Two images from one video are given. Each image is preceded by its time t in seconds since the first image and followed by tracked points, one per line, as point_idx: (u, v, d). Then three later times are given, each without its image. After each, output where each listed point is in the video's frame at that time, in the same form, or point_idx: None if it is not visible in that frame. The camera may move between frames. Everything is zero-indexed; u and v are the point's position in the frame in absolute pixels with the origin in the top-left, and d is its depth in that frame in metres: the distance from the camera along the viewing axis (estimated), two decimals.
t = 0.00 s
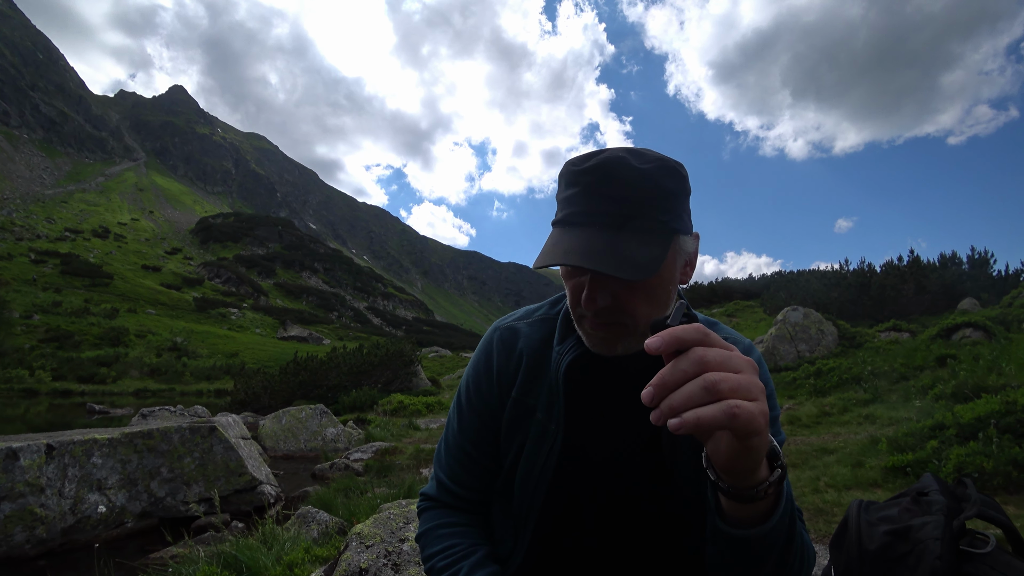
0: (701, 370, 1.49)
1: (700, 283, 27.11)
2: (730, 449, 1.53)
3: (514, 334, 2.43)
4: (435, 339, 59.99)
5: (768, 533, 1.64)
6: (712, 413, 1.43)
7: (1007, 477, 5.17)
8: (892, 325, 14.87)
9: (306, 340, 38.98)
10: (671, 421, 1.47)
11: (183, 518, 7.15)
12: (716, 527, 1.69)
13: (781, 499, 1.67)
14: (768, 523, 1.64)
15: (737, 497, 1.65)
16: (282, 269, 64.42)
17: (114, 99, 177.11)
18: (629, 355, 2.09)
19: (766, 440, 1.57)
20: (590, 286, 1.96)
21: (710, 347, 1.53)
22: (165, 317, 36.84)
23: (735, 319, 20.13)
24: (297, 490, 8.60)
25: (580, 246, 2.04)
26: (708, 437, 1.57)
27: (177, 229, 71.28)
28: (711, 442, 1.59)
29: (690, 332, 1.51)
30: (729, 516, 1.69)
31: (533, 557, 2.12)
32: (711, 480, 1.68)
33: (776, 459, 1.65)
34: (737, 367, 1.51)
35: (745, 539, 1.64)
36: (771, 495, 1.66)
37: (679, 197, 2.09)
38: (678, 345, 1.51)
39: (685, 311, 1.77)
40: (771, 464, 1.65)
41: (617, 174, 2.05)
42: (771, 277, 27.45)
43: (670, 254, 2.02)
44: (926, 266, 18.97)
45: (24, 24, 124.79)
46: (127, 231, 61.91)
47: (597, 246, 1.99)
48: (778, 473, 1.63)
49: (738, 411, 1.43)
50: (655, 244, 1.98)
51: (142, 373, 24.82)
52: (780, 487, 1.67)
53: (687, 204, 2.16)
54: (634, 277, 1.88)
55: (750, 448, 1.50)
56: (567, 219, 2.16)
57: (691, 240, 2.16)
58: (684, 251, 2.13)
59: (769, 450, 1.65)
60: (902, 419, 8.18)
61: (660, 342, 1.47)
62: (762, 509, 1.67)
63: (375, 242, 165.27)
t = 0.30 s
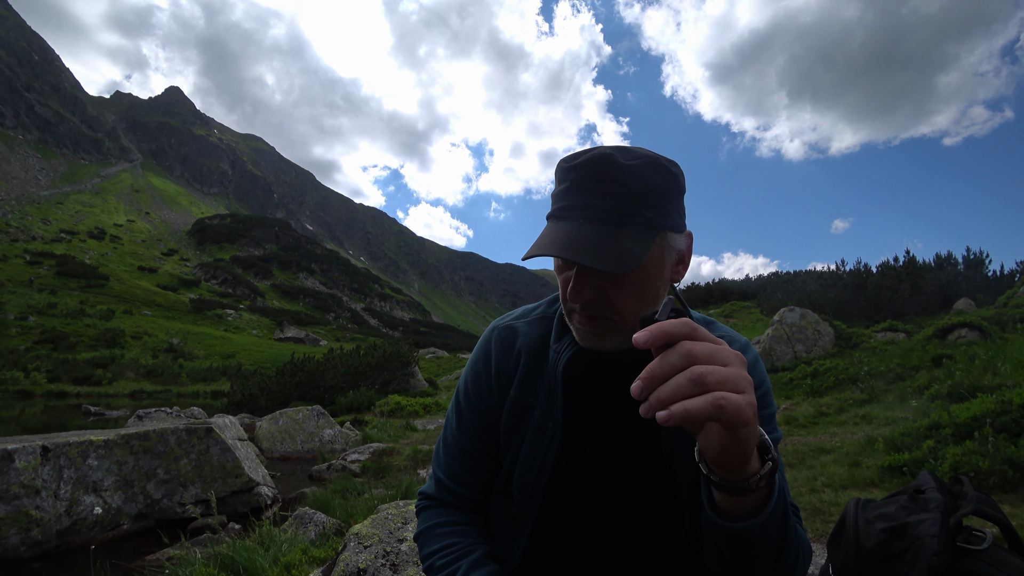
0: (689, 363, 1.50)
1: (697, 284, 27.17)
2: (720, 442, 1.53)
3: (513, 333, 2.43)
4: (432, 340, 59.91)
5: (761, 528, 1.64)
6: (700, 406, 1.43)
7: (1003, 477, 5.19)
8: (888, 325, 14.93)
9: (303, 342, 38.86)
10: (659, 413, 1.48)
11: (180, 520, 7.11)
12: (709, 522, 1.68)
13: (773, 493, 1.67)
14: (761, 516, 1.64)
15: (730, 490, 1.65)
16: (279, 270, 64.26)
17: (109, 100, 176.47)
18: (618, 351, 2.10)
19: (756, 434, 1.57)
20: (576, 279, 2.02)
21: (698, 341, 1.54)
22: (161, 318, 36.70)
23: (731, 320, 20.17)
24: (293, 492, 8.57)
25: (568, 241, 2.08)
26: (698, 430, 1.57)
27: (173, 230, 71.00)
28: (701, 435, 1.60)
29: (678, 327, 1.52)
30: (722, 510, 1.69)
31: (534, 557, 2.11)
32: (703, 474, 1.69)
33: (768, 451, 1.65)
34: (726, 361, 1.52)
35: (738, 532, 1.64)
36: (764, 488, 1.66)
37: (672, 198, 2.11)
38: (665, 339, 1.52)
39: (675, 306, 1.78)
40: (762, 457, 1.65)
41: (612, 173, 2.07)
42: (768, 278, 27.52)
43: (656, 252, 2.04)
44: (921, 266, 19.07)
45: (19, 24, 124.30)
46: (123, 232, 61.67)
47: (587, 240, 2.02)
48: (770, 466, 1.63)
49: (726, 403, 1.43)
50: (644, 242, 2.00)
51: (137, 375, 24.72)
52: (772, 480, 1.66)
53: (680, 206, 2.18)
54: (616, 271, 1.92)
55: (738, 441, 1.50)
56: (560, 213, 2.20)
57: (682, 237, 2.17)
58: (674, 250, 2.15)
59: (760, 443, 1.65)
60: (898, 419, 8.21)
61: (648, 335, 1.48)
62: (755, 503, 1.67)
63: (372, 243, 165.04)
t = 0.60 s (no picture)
0: (678, 363, 1.49)
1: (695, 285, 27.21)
2: (713, 441, 1.52)
3: (509, 335, 2.43)
4: (429, 340, 59.85)
5: (755, 527, 1.63)
6: (690, 405, 1.43)
7: (999, 477, 5.22)
8: (885, 327, 14.97)
9: (301, 341, 38.78)
10: (648, 413, 1.48)
11: (177, 521, 7.09)
12: (704, 523, 1.68)
13: (769, 492, 1.65)
14: (756, 515, 1.63)
15: (724, 489, 1.65)
16: (276, 269, 64.12)
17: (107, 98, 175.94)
18: (610, 350, 2.10)
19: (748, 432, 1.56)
20: (567, 275, 2.04)
21: (687, 341, 1.54)
22: (158, 318, 36.60)
23: (729, 321, 20.21)
24: (291, 493, 8.54)
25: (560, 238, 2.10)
26: (690, 430, 1.57)
27: (170, 229, 70.76)
28: (694, 436, 1.59)
29: (667, 327, 1.52)
30: (717, 510, 1.68)
31: (533, 559, 2.10)
32: (697, 473, 1.68)
33: (761, 450, 1.64)
34: (716, 359, 1.52)
35: (732, 532, 1.64)
36: (757, 486, 1.66)
37: (665, 199, 2.12)
38: (655, 341, 1.51)
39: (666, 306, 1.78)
40: (756, 456, 1.64)
41: (606, 172, 2.08)
42: (765, 279, 27.57)
43: (646, 252, 2.05)
44: (919, 268, 19.13)
45: (17, 22, 124.06)
46: (120, 231, 61.52)
47: (578, 237, 2.03)
48: (763, 464, 1.62)
49: (716, 402, 1.42)
50: (633, 240, 2.01)
51: (134, 374, 24.64)
52: (766, 479, 1.66)
53: (674, 207, 2.19)
54: (605, 270, 1.93)
55: (729, 440, 1.50)
56: (554, 211, 2.22)
57: (674, 236, 2.19)
58: (666, 251, 2.15)
59: (753, 442, 1.64)
60: (895, 420, 8.24)
61: (637, 335, 1.48)
62: (748, 503, 1.66)
63: (370, 242, 164.87)
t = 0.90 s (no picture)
0: (669, 360, 1.50)
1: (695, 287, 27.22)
2: (704, 437, 1.52)
3: (507, 331, 2.43)
4: (428, 339, 59.86)
5: (748, 523, 1.63)
6: (679, 401, 1.43)
7: (998, 482, 5.21)
8: (884, 330, 14.98)
9: (300, 340, 38.77)
10: (639, 409, 1.48)
11: (174, 518, 7.08)
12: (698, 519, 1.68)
13: (762, 489, 1.65)
14: (749, 511, 1.63)
15: (718, 486, 1.64)
16: (276, 268, 64.13)
17: (109, 95, 176.03)
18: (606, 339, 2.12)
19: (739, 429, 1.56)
20: (562, 258, 2.10)
21: (678, 338, 1.54)
22: (157, 315, 36.58)
23: (728, 323, 20.21)
24: (288, 491, 8.52)
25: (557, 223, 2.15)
26: (681, 426, 1.57)
27: (170, 227, 70.71)
28: (685, 432, 1.59)
29: (658, 324, 1.52)
30: (710, 505, 1.69)
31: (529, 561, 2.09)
32: (690, 470, 1.68)
33: (754, 447, 1.64)
34: (708, 356, 1.51)
35: (726, 528, 1.64)
36: (750, 484, 1.66)
37: (662, 190, 2.15)
38: (646, 338, 1.52)
39: (660, 304, 1.78)
40: (747, 452, 1.65)
41: (604, 159, 2.11)
42: (765, 281, 27.59)
43: (640, 243, 2.09)
44: (918, 271, 19.13)
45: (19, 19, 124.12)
46: (120, 229, 61.52)
47: (575, 219, 2.09)
48: (755, 462, 1.62)
49: (705, 398, 1.43)
50: (629, 225, 2.05)
51: (133, 371, 24.63)
52: (759, 476, 1.66)
53: (671, 199, 2.22)
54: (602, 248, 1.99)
55: (720, 436, 1.50)
56: (553, 198, 2.26)
57: (671, 226, 2.22)
58: (662, 241, 2.19)
59: (745, 439, 1.64)
60: (893, 424, 8.25)
61: (628, 332, 1.48)
62: (741, 499, 1.66)
63: (370, 242, 164.95)
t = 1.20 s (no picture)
0: (665, 347, 1.52)
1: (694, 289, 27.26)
2: (699, 423, 1.55)
3: (506, 326, 2.47)
4: (428, 343, 59.81)
5: (745, 510, 1.65)
6: (674, 386, 1.45)
7: (996, 479, 5.23)
8: (883, 331, 15.02)
9: (299, 345, 38.75)
10: (636, 395, 1.50)
11: (174, 522, 7.07)
12: (695, 508, 1.69)
13: (757, 477, 1.67)
14: (745, 498, 1.65)
15: (714, 474, 1.67)
16: (275, 272, 64.15)
17: (108, 101, 176.47)
18: (606, 322, 2.20)
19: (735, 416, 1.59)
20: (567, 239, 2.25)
21: (675, 326, 1.56)
22: (156, 320, 36.55)
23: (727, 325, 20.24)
24: (288, 494, 8.50)
25: (564, 206, 2.29)
26: (677, 413, 1.60)
27: (170, 232, 70.75)
28: (682, 418, 1.61)
29: (655, 312, 1.55)
30: (706, 494, 1.71)
31: (527, 556, 2.11)
32: (687, 458, 1.70)
33: (749, 435, 1.66)
34: (702, 344, 1.54)
35: (721, 516, 1.65)
36: (746, 471, 1.68)
37: (661, 179, 2.32)
38: (641, 326, 1.55)
39: (656, 295, 1.80)
40: (743, 440, 1.67)
41: (609, 148, 2.28)
42: (763, 283, 27.65)
43: (640, 227, 2.23)
44: (917, 272, 19.18)
45: (19, 26, 124.58)
46: (119, 234, 61.52)
47: (580, 201, 2.24)
48: (750, 450, 1.65)
49: (699, 384, 1.45)
50: (631, 207, 2.20)
51: (132, 377, 24.59)
52: (755, 464, 1.68)
53: (667, 191, 2.41)
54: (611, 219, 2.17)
55: (715, 422, 1.53)
56: (559, 185, 2.41)
57: (668, 214, 2.38)
58: (660, 227, 2.35)
59: (741, 427, 1.67)
60: (893, 423, 8.27)
61: (625, 320, 1.51)
62: (737, 487, 1.68)
63: (369, 246, 165.05)
